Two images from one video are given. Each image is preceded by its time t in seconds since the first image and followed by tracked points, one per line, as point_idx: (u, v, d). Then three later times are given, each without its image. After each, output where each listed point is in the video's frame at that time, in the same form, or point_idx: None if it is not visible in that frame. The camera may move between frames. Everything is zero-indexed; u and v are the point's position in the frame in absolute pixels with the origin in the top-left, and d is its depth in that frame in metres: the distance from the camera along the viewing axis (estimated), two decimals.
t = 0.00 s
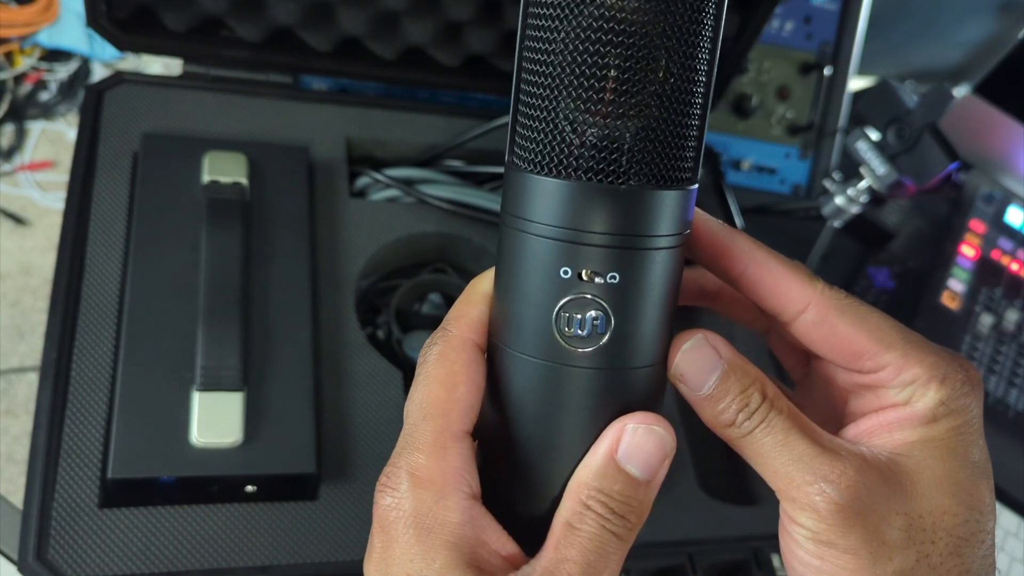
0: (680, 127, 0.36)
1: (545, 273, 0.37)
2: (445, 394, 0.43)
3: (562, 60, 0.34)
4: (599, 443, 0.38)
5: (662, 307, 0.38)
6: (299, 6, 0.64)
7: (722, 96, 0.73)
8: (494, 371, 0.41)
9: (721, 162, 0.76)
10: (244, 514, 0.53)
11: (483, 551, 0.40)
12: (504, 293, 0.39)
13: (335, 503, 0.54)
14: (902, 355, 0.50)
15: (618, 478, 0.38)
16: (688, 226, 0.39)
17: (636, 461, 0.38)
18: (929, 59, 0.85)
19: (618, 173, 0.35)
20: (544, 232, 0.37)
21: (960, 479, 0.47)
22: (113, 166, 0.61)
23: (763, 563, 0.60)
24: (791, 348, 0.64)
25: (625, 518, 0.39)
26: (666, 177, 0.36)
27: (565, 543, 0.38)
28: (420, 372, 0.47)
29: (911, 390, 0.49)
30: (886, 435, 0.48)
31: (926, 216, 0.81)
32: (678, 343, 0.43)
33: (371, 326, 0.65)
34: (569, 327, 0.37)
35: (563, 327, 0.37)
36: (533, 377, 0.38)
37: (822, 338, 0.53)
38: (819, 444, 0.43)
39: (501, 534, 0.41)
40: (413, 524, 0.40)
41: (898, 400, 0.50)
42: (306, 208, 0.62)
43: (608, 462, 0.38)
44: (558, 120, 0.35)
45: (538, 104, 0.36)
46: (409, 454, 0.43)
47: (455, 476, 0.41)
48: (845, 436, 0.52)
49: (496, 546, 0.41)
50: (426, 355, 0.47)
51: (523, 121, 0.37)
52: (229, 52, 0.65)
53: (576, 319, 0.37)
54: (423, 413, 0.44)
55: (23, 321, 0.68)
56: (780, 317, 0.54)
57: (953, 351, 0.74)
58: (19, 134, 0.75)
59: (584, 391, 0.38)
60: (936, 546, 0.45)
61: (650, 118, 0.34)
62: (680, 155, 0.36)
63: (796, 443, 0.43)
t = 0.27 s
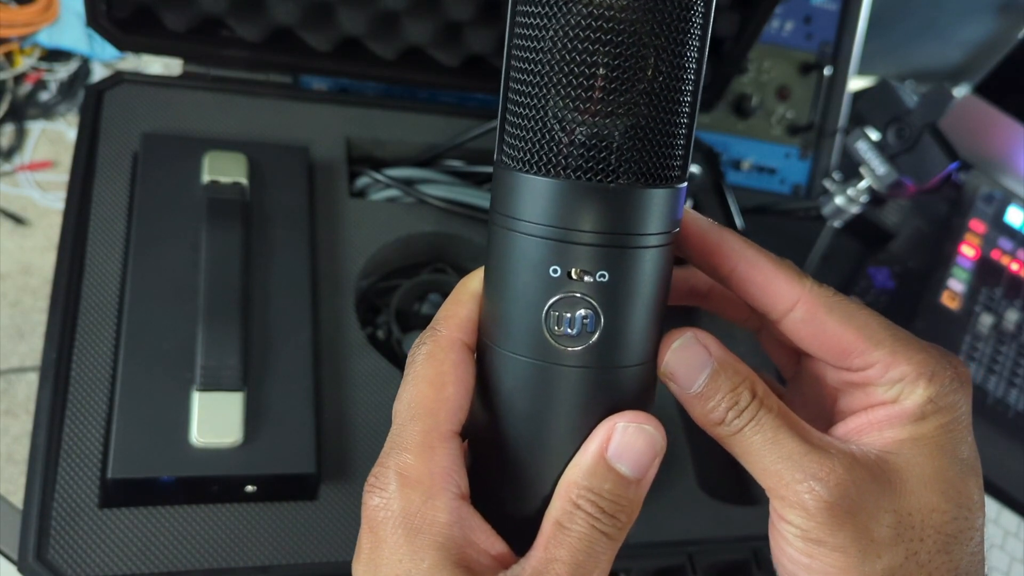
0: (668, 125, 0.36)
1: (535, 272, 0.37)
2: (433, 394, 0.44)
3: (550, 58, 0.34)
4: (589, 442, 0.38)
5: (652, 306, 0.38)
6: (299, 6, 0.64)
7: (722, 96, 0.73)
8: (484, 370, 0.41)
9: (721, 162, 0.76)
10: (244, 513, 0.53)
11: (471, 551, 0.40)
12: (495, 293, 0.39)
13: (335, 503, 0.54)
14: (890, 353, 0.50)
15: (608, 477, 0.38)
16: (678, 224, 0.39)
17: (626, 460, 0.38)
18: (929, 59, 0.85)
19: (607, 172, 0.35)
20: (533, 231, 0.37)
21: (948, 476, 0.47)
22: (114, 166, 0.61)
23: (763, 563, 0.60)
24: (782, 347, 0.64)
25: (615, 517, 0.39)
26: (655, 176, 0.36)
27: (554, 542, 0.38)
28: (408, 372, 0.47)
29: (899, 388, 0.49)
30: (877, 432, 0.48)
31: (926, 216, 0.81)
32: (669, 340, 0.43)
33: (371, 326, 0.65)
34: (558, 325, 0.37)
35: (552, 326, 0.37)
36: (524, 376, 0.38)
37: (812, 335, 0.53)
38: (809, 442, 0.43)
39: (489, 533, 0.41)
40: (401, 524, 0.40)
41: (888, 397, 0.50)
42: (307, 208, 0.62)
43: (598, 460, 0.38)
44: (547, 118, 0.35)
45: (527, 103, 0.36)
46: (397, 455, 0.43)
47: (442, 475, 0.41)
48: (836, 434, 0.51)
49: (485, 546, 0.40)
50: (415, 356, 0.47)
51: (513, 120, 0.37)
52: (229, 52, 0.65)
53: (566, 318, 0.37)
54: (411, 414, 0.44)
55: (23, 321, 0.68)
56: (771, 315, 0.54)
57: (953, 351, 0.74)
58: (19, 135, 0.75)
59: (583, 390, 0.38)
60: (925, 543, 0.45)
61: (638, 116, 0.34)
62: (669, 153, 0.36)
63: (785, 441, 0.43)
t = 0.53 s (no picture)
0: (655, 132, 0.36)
1: (525, 280, 0.37)
2: (426, 403, 0.44)
3: (536, 69, 0.34)
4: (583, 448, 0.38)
5: (643, 312, 0.38)
6: (299, 5, 0.64)
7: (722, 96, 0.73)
8: (478, 375, 0.41)
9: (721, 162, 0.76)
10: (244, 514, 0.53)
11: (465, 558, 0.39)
12: (487, 299, 0.39)
13: (334, 504, 0.54)
14: (878, 357, 0.50)
15: (601, 484, 0.37)
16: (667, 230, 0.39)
17: (619, 467, 0.37)
18: (929, 59, 0.84)
19: (595, 180, 0.35)
20: (523, 239, 0.37)
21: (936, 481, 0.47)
22: (114, 166, 0.61)
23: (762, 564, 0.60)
24: (772, 352, 0.64)
25: (609, 524, 0.38)
26: (643, 183, 0.36)
27: (548, 548, 0.38)
28: (402, 382, 0.47)
29: (887, 392, 0.50)
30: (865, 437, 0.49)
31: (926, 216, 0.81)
32: (659, 346, 0.42)
33: (370, 326, 0.65)
34: (549, 332, 0.37)
35: (543, 334, 0.37)
36: (517, 382, 0.38)
37: (800, 339, 0.53)
38: (797, 448, 0.43)
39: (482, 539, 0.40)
40: (394, 532, 0.40)
41: (876, 402, 0.50)
42: (306, 208, 0.62)
43: (591, 467, 0.37)
44: (534, 128, 0.35)
45: (515, 113, 0.36)
46: (391, 463, 0.43)
47: (435, 483, 0.41)
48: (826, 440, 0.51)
49: (479, 552, 0.40)
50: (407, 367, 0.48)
51: (501, 130, 0.37)
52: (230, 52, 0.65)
53: (557, 324, 0.37)
54: (405, 423, 0.45)
55: (23, 321, 0.68)
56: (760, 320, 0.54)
57: (953, 351, 0.74)
58: (19, 135, 0.75)
59: (581, 392, 0.38)
60: (914, 548, 0.45)
61: (624, 124, 0.34)
62: (656, 160, 0.36)
63: (774, 447, 0.43)
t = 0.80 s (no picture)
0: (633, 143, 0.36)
1: (517, 294, 0.37)
2: (422, 413, 0.45)
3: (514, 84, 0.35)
4: (576, 454, 0.38)
5: (633, 320, 0.38)
6: (298, 5, 0.64)
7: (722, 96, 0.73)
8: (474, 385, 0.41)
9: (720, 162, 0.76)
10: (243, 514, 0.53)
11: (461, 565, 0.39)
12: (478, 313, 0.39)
13: (334, 504, 0.55)
14: (867, 363, 0.50)
15: (593, 489, 0.37)
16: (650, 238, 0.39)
17: (610, 472, 0.37)
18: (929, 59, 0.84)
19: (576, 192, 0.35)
20: (512, 255, 0.37)
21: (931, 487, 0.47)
22: (113, 166, 0.61)
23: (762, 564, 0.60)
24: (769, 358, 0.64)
25: (602, 530, 0.38)
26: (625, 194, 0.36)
27: (541, 554, 0.38)
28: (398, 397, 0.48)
29: (879, 400, 0.49)
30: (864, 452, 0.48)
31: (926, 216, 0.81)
32: (656, 366, 0.43)
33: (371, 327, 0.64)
34: (542, 341, 0.37)
35: (538, 346, 0.37)
36: (512, 393, 0.38)
37: (789, 347, 0.53)
38: (797, 464, 0.43)
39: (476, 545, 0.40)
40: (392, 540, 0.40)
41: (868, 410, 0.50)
42: (306, 208, 0.62)
43: (583, 471, 0.37)
44: (515, 144, 0.35)
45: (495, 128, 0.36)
46: (389, 473, 0.43)
47: (431, 492, 0.41)
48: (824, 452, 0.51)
49: (476, 558, 0.40)
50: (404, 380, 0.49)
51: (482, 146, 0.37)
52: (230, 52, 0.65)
53: (549, 333, 0.37)
54: (402, 435, 0.45)
55: (24, 321, 0.68)
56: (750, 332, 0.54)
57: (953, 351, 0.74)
58: (19, 135, 0.75)
59: (579, 395, 0.38)
60: (916, 559, 0.45)
61: (604, 139, 0.34)
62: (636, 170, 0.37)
63: (773, 465, 0.43)
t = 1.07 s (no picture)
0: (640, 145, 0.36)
1: (522, 302, 0.37)
2: (428, 421, 0.48)
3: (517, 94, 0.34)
4: (575, 464, 0.37)
5: (640, 326, 0.38)
6: (298, 5, 0.64)
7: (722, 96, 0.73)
8: (480, 393, 0.41)
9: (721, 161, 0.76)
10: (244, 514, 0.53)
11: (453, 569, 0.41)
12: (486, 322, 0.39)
13: (335, 504, 0.55)
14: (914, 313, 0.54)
15: (592, 500, 0.37)
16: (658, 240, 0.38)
17: (609, 482, 0.36)
18: (928, 58, 0.84)
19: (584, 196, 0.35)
20: (517, 264, 0.37)
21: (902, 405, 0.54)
22: (114, 166, 0.61)
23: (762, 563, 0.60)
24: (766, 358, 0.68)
25: (597, 540, 0.37)
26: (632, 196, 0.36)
27: (536, 562, 0.37)
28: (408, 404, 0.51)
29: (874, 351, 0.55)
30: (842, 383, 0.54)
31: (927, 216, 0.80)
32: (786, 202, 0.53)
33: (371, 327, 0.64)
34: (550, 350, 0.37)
35: (544, 353, 0.37)
36: (519, 401, 0.38)
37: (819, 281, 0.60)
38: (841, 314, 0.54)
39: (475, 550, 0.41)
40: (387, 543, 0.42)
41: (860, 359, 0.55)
42: (307, 208, 0.62)
43: (581, 481, 0.37)
44: (521, 152, 0.35)
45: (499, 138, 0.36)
46: (389, 481, 0.45)
47: (429, 500, 0.44)
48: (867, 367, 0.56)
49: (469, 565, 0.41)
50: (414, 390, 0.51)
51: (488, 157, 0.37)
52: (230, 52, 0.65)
53: (557, 341, 0.37)
54: (406, 443, 0.48)
55: (24, 320, 0.68)
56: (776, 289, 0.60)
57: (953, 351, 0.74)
58: (19, 135, 0.74)
59: (583, 401, 0.37)
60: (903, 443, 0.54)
61: (610, 140, 0.34)
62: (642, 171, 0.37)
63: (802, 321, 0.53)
